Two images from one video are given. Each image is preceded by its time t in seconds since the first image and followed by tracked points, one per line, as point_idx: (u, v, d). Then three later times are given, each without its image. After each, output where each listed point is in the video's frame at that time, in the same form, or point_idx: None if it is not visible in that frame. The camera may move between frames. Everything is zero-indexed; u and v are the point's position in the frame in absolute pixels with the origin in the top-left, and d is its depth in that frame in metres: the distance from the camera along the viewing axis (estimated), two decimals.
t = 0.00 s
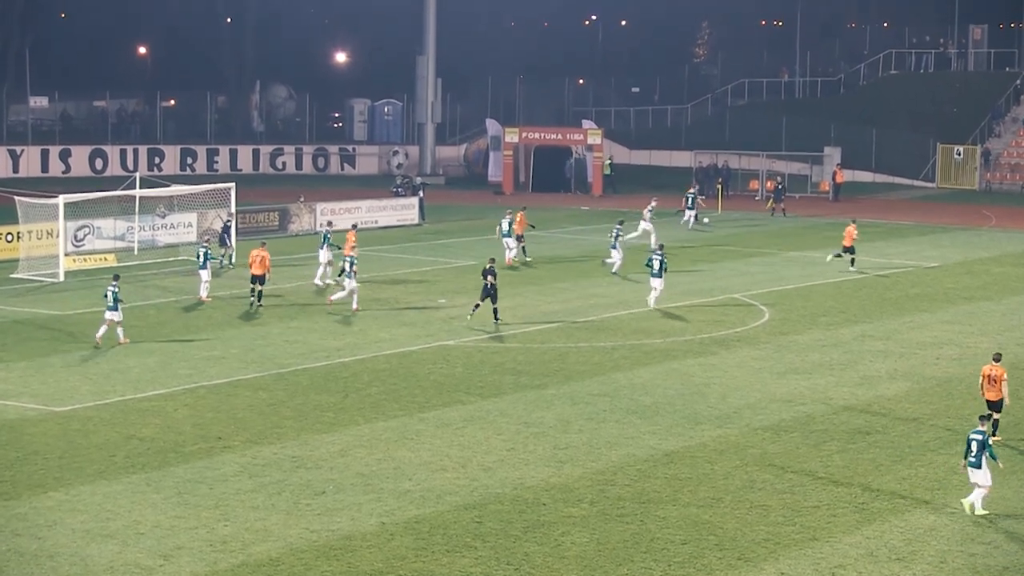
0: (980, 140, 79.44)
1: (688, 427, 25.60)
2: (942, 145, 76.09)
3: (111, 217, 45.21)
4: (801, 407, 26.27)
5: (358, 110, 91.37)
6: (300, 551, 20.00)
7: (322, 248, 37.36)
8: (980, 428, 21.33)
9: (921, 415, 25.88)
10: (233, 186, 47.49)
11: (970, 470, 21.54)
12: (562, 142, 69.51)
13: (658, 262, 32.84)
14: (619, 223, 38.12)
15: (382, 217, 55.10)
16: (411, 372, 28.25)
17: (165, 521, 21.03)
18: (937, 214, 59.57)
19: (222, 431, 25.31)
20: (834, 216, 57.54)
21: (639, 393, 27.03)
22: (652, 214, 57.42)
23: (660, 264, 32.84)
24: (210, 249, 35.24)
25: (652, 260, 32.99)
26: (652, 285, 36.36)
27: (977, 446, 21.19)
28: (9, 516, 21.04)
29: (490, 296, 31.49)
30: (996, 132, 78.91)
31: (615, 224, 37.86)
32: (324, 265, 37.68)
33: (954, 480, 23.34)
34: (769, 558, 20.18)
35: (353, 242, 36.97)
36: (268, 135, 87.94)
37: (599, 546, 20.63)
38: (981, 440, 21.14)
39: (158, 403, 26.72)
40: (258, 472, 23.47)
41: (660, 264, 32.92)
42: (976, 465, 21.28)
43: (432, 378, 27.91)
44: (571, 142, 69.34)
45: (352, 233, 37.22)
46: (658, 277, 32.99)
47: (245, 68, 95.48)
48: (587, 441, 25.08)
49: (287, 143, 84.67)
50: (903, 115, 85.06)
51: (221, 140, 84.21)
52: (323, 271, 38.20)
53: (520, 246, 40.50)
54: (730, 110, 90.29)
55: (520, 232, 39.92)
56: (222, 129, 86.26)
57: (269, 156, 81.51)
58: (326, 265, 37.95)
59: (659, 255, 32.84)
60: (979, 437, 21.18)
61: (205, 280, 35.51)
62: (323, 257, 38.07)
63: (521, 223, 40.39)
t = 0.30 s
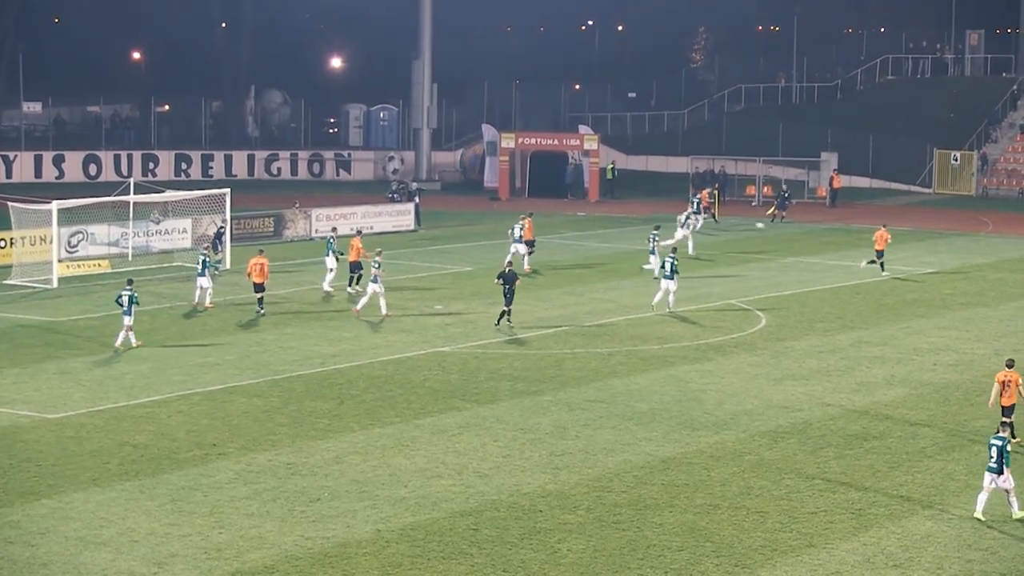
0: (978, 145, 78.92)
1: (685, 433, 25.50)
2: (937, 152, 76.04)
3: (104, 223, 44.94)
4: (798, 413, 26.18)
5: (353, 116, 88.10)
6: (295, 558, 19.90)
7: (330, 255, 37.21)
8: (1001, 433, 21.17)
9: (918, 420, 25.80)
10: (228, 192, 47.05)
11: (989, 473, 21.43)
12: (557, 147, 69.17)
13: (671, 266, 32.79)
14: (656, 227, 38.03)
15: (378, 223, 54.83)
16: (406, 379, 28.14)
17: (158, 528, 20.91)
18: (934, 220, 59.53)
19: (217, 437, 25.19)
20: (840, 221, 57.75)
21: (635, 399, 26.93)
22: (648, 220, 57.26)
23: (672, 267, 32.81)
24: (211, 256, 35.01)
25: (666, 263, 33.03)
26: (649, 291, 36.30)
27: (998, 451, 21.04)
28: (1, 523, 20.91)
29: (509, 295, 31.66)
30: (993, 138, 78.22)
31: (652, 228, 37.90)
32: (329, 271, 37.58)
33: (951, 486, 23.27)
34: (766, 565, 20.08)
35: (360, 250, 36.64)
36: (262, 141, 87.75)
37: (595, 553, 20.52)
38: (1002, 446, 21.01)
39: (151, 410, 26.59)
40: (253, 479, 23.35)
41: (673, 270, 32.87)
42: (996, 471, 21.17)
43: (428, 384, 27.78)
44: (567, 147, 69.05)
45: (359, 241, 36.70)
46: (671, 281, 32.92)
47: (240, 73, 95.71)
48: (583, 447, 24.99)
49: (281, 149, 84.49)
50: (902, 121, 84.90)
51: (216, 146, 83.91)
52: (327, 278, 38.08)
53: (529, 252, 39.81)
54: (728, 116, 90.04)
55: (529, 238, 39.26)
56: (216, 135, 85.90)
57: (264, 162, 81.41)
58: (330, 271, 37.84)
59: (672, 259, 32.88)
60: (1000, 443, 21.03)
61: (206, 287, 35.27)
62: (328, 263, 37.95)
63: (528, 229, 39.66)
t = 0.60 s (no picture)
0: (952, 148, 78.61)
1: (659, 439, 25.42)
2: (912, 157, 75.37)
3: (75, 229, 44.55)
4: (772, 419, 26.12)
5: (327, 120, 87.60)
6: (266, 567, 19.70)
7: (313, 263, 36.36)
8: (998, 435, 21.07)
9: (891, 425, 25.77)
10: (200, 198, 46.57)
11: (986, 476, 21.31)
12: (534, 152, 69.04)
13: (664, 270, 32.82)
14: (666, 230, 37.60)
15: (353, 228, 54.49)
16: (380, 386, 27.93)
17: (128, 536, 20.68)
18: (907, 223, 60.12)
19: (188, 445, 24.96)
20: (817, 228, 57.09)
21: (610, 405, 26.82)
22: (622, 225, 56.78)
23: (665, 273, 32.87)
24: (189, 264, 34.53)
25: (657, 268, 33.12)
26: (623, 296, 36.24)
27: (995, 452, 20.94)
28: None
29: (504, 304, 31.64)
30: (968, 141, 77.81)
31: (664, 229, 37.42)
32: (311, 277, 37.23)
33: (925, 491, 23.26)
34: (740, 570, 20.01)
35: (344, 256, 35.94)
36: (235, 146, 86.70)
37: (568, 560, 20.39)
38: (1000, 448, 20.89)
39: (121, 418, 26.32)
40: (224, 486, 23.14)
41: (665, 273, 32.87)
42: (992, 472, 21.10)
43: (401, 391, 27.60)
44: (542, 152, 69.01)
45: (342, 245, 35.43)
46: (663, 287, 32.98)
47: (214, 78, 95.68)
48: (556, 453, 24.89)
49: (254, 154, 83.78)
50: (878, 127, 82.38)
51: (189, 151, 83.39)
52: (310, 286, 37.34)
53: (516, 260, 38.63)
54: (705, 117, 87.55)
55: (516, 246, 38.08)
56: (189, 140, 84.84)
57: (235, 166, 79.78)
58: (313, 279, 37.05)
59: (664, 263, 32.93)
60: (998, 444, 20.93)
61: (181, 294, 34.83)
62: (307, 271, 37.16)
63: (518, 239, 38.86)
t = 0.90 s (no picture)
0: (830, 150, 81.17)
1: (541, 441, 25.34)
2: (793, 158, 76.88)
3: None
4: (654, 419, 26.17)
5: (205, 122, 85.36)
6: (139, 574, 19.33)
7: (202, 266, 35.78)
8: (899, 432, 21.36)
9: (772, 424, 25.93)
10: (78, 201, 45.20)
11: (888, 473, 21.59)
12: (412, 155, 68.97)
13: (563, 270, 33.01)
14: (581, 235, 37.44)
15: (231, 231, 53.87)
16: (258, 390, 27.59)
17: None
18: (788, 224, 61.26)
19: (62, 451, 24.45)
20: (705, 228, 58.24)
21: (491, 407, 26.72)
22: (507, 228, 56.43)
23: (564, 272, 33.03)
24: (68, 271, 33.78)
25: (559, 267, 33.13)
26: (505, 298, 36.16)
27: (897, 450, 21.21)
28: None
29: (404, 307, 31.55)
30: (846, 143, 80.54)
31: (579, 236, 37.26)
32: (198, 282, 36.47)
33: (805, 490, 23.35)
34: (622, 571, 19.94)
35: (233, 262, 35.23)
36: (111, 148, 84.30)
37: (449, 564, 20.21)
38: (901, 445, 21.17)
39: None
40: (100, 493, 22.69)
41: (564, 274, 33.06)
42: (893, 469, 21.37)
43: (281, 395, 27.30)
44: (422, 155, 68.78)
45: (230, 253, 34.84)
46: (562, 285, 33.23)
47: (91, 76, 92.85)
48: (437, 456, 24.72)
49: (129, 155, 81.85)
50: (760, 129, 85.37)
51: (63, 153, 81.09)
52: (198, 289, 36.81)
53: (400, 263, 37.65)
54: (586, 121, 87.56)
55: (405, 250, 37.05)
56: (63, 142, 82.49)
57: (111, 169, 76.70)
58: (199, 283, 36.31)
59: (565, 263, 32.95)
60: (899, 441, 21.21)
61: (63, 300, 34.06)
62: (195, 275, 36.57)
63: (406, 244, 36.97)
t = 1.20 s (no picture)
0: (733, 146, 81.66)
1: (445, 438, 25.25)
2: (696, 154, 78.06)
3: None
4: (558, 416, 26.18)
5: (102, 118, 84.83)
6: None
7: (114, 266, 35.55)
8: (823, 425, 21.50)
9: (676, 420, 26.02)
10: None
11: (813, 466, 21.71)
12: (314, 150, 69.57)
13: (489, 269, 33.02)
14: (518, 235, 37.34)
15: (129, 228, 53.18)
16: (160, 388, 27.39)
17: None
18: (689, 220, 61.87)
19: None
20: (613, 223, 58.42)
21: (394, 405, 26.66)
22: (409, 225, 56.07)
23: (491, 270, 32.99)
24: None
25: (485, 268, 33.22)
26: (409, 294, 36.16)
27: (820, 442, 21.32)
28: None
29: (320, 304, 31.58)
30: (749, 138, 81.20)
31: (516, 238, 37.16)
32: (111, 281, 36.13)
33: (709, 486, 23.34)
34: (527, 568, 19.87)
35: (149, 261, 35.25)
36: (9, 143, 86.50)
37: (353, 562, 20.05)
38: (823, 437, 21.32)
39: None
40: None
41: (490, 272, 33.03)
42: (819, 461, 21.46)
43: (182, 393, 27.10)
44: (324, 150, 69.50)
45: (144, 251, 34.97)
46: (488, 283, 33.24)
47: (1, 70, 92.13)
48: (341, 454, 24.55)
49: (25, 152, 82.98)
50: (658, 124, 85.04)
51: None
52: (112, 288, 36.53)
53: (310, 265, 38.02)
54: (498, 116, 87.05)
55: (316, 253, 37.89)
56: None
57: (7, 166, 77.23)
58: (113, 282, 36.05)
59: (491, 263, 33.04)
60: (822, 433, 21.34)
61: None
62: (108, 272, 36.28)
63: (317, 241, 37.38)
